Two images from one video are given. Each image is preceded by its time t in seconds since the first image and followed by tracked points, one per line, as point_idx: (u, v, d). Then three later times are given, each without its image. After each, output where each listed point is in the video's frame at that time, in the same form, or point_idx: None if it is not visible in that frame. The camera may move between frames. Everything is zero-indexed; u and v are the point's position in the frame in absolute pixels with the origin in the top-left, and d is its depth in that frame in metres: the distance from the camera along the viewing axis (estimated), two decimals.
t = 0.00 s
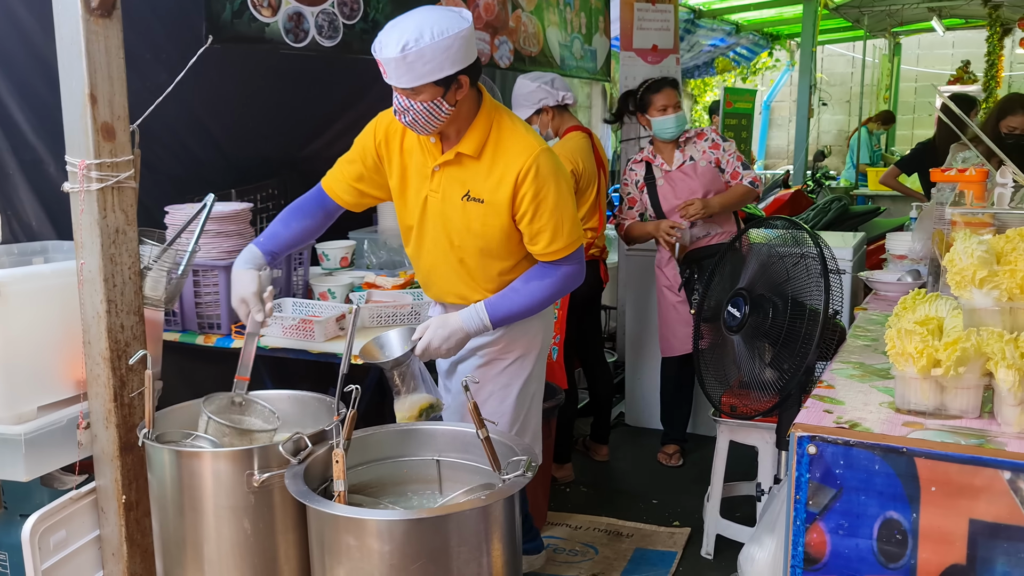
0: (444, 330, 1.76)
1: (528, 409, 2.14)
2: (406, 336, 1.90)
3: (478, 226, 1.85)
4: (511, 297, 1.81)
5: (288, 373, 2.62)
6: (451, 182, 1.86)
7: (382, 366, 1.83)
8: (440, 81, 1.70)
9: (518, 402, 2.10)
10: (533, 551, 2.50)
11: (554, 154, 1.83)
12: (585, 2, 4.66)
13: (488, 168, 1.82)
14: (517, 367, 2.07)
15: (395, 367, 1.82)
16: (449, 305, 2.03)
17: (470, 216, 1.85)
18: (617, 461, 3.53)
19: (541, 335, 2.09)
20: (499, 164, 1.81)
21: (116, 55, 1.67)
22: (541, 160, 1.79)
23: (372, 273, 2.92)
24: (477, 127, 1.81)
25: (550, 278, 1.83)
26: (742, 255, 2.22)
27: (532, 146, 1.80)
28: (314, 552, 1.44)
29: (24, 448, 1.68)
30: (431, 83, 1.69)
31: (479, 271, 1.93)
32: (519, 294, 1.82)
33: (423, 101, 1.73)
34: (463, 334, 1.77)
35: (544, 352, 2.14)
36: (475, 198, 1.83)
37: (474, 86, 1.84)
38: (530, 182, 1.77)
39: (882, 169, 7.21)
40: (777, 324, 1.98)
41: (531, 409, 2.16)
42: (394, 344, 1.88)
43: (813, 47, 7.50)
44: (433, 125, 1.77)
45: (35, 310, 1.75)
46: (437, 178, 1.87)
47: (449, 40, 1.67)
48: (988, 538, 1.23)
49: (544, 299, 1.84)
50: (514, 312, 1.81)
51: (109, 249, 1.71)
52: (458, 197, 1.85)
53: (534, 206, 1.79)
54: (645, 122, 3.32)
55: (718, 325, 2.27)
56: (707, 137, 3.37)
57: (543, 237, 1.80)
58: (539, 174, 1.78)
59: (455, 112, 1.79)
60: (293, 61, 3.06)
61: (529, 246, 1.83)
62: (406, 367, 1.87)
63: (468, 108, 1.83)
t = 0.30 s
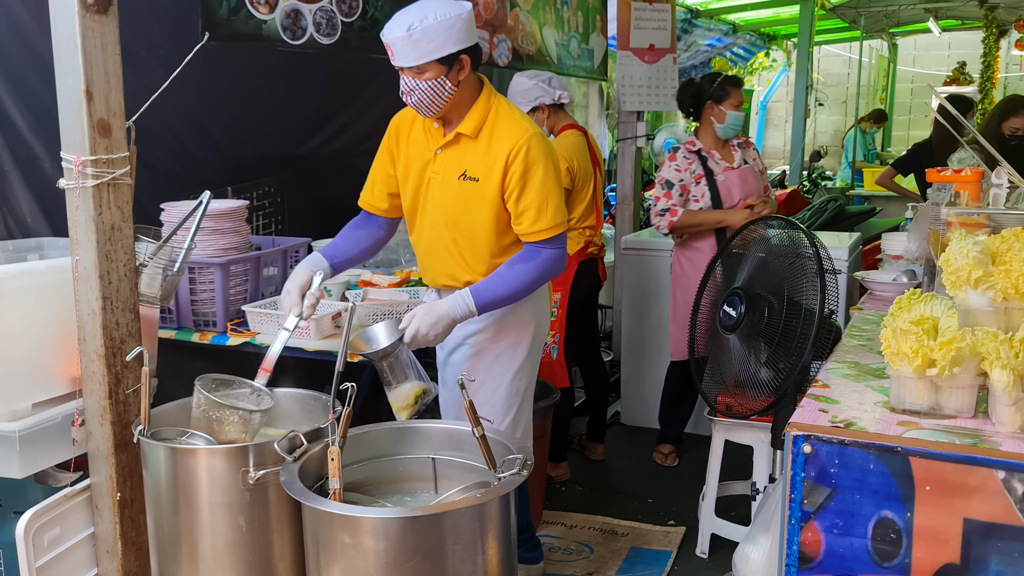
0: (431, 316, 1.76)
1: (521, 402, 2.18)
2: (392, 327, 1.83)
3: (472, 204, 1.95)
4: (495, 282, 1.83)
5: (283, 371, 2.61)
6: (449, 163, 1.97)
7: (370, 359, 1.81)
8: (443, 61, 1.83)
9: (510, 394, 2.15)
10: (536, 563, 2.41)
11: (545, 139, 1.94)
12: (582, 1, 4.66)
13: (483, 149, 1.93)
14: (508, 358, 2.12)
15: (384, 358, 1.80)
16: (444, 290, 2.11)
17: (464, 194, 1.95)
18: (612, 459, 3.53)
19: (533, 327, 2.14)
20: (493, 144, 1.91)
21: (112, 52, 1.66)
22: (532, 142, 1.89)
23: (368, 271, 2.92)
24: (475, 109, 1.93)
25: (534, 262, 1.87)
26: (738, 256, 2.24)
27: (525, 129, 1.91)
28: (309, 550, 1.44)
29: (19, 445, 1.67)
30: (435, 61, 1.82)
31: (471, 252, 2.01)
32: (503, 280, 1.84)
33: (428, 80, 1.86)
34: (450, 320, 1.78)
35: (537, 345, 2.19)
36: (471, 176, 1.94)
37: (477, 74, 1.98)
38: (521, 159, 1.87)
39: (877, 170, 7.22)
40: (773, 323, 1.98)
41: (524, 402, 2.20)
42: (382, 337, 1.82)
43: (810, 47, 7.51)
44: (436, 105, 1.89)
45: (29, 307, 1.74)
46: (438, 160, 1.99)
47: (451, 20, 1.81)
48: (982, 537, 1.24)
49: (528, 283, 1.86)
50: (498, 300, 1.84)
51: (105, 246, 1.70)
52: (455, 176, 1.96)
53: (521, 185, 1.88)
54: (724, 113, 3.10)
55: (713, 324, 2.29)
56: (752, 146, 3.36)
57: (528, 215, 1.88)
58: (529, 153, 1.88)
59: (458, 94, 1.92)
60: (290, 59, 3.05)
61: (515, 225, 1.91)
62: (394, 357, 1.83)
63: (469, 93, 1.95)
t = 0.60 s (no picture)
0: (405, 320, 1.72)
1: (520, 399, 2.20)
2: (367, 336, 1.73)
3: (469, 197, 1.97)
4: (469, 279, 1.82)
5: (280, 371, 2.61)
6: (452, 157, 2.00)
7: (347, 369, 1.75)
8: (454, 56, 1.87)
9: (510, 390, 2.16)
10: (534, 569, 2.40)
11: (542, 137, 1.95)
12: (579, 2, 4.66)
13: (482, 145, 1.95)
14: (509, 354, 2.14)
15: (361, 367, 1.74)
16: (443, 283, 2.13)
17: (463, 188, 1.98)
18: (608, 460, 3.54)
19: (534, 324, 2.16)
20: (492, 139, 1.93)
21: (108, 51, 1.66)
22: (527, 138, 1.91)
23: (365, 271, 2.91)
24: (479, 105, 1.95)
25: (506, 255, 1.86)
26: (734, 258, 2.25)
27: (524, 125, 1.93)
28: (305, 550, 1.44)
29: (14, 444, 1.66)
30: (447, 57, 1.86)
31: (467, 246, 2.03)
32: (476, 274, 1.83)
33: (440, 76, 1.89)
34: (426, 320, 1.75)
35: (536, 343, 2.21)
36: (471, 170, 1.96)
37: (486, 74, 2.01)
38: (514, 153, 1.89)
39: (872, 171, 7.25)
40: (770, 325, 1.99)
41: (523, 399, 2.21)
42: (357, 347, 1.71)
43: (806, 49, 7.53)
44: (445, 100, 1.92)
45: (24, 307, 1.74)
46: (443, 155, 2.02)
47: (461, 17, 1.83)
48: (978, 539, 1.24)
49: (501, 278, 1.84)
50: (470, 298, 1.82)
51: (101, 246, 1.70)
52: (456, 170, 1.99)
53: (511, 179, 1.90)
54: (797, 111, 3.34)
55: (710, 326, 2.29)
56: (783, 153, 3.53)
57: (511, 208, 1.89)
58: (523, 149, 1.90)
59: (466, 91, 1.95)
60: (288, 58, 3.05)
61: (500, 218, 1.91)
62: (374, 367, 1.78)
63: (476, 91, 1.98)
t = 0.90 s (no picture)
0: (374, 291, 1.69)
1: (509, 396, 2.21)
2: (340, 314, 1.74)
3: (462, 190, 2.00)
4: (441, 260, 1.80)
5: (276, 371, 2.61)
6: (451, 152, 2.04)
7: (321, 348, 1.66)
8: (463, 53, 1.92)
9: (499, 387, 2.17)
10: (529, 568, 2.41)
11: (536, 137, 1.96)
12: (575, 2, 4.67)
13: (477, 140, 1.98)
14: (498, 351, 2.15)
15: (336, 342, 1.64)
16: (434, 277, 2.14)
17: (457, 181, 2.01)
18: (603, 460, 3.54)
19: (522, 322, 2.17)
20: (486, 134, 1.96)
21: (105, 51, 1.66)
22: (518, 134, 1.93)
23: (360, 271, 2.91)
24: (479, 102, 1.99)
25: (481, 243, 1.84)
26: (729, 259, 2.25)
27: (518, 123, 1.95)
28: (302, 551, 1.44)
29: (10, 444, 1.66)
30: (456, 53, 1.90)
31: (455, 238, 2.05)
32: (449, 254, 1.82)
33: (448, 71, 1.94)
34: (395, 294, 1.72)
35: (526, 340, 2.21)
36: (464, 163, 1.99)
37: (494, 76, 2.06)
38: (503, 148, 1.91)
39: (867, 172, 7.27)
40: (765, 325, 2.00)
41: (513, 396, 2.22)
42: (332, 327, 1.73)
43: (801, 50, 7.55)
44: (451, 96, 1.97)
45: (20, 307, 1.73)
46: (444, 150, 2.07)
47: (472, 16, 1.88)
48: (972, 539, 1.25)
49: (473, 264, 1.81)
50: (442, 279, 1.79)
51: (98, 245, 1.70)
52: (453, 164, 2.03)
53: (497, 172, 1.91)
54: (826, 114, 3.67)
55: (704, 326, 2.30)
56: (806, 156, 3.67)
57: (493, 199, 1.89)
58: (513, 144, 1.92)
59: (472, 89, 2.00)
60: (285, 58, 3.05)
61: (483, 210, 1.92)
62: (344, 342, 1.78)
63: (481, 90, 2.02)
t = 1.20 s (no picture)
0: (370, 252, 1.66)
1: (504, 396, 2.20)
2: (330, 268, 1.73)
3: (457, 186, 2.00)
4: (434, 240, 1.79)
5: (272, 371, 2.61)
6: (448, 150, 2.05)
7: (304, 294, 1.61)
8: (461, 52, 1.92)
9: (493, 387, 2.17)
10: (525, 567, 2.42)
11: (532, 134, 1.97)
12: (572, 2, 4.67)
13: (473, 137, 1.99)
14: (492, 350, 2.15)
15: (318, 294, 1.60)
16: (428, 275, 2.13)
17: (453, 178, 2.01)
18: (599, 459, 3.55)
19: (517, 322, 2.17)
20: (483, 131, 1.96)
21: (102, 50, 1.65)
22: (514, 130, 1.93)
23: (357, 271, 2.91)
24: (476, 100, 2.00)
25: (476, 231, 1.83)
26: (725, 260, 2.26)
27: (514, 121, 1.96)
28: (299, 550, 1.44)
29: (5, 443, 1.66)
30: (455, 51, 1.91)
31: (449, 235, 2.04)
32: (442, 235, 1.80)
33: (446, 69, 1.94)
34: (387, 261, 1.69)
35: (521, 340, 2.22)
36: (460, 160, 1.99)
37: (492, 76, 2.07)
38: (499, 144, 1.92)
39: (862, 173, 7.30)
40: (761, 325, 2.00)
41: (508, 396, 2.21)
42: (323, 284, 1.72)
43: (796, 51, 7.57)
44: (448, 94, 1.98)
45: (15, 306, 1.73)
46: (441, 148, 2.08)
47: (472, 15, 1.89)
48: (967, 539, 1.26)
49: (465, 252, 1.78)
50: (434, 261, 1.75)
51: (94, 244, 1.69)
52: (449, 162, 2.03)
53: (493, 166, 1.91)
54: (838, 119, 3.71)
55: (701, 326, 2.30)
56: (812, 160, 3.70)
57: (488, 192, 1.89)
58: (508, 140, 1.92)
59: (469, 87, 2.00)
60: (281, 57, 3.04)
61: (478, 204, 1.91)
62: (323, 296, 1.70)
63: (477, 89, 2.03)
